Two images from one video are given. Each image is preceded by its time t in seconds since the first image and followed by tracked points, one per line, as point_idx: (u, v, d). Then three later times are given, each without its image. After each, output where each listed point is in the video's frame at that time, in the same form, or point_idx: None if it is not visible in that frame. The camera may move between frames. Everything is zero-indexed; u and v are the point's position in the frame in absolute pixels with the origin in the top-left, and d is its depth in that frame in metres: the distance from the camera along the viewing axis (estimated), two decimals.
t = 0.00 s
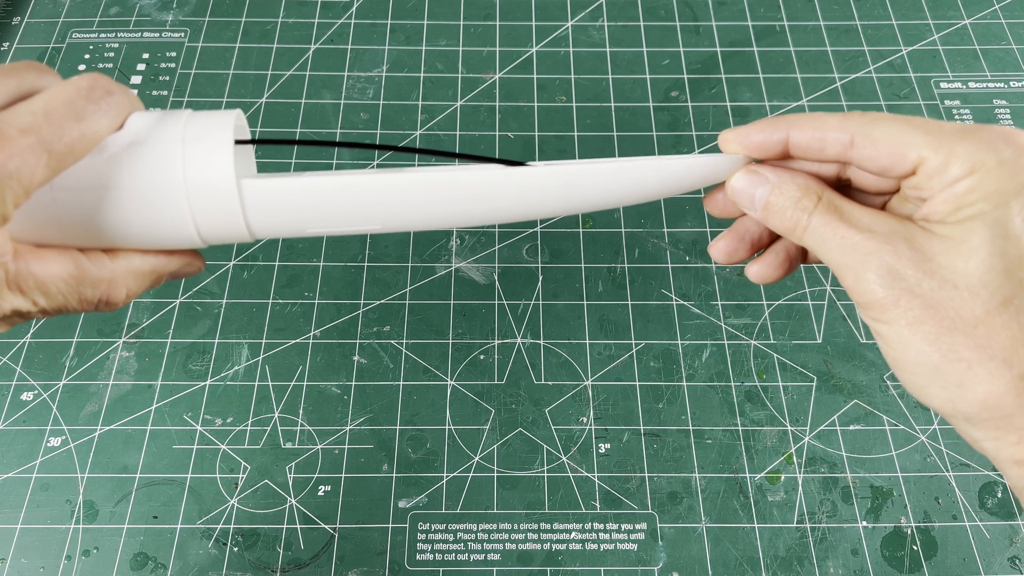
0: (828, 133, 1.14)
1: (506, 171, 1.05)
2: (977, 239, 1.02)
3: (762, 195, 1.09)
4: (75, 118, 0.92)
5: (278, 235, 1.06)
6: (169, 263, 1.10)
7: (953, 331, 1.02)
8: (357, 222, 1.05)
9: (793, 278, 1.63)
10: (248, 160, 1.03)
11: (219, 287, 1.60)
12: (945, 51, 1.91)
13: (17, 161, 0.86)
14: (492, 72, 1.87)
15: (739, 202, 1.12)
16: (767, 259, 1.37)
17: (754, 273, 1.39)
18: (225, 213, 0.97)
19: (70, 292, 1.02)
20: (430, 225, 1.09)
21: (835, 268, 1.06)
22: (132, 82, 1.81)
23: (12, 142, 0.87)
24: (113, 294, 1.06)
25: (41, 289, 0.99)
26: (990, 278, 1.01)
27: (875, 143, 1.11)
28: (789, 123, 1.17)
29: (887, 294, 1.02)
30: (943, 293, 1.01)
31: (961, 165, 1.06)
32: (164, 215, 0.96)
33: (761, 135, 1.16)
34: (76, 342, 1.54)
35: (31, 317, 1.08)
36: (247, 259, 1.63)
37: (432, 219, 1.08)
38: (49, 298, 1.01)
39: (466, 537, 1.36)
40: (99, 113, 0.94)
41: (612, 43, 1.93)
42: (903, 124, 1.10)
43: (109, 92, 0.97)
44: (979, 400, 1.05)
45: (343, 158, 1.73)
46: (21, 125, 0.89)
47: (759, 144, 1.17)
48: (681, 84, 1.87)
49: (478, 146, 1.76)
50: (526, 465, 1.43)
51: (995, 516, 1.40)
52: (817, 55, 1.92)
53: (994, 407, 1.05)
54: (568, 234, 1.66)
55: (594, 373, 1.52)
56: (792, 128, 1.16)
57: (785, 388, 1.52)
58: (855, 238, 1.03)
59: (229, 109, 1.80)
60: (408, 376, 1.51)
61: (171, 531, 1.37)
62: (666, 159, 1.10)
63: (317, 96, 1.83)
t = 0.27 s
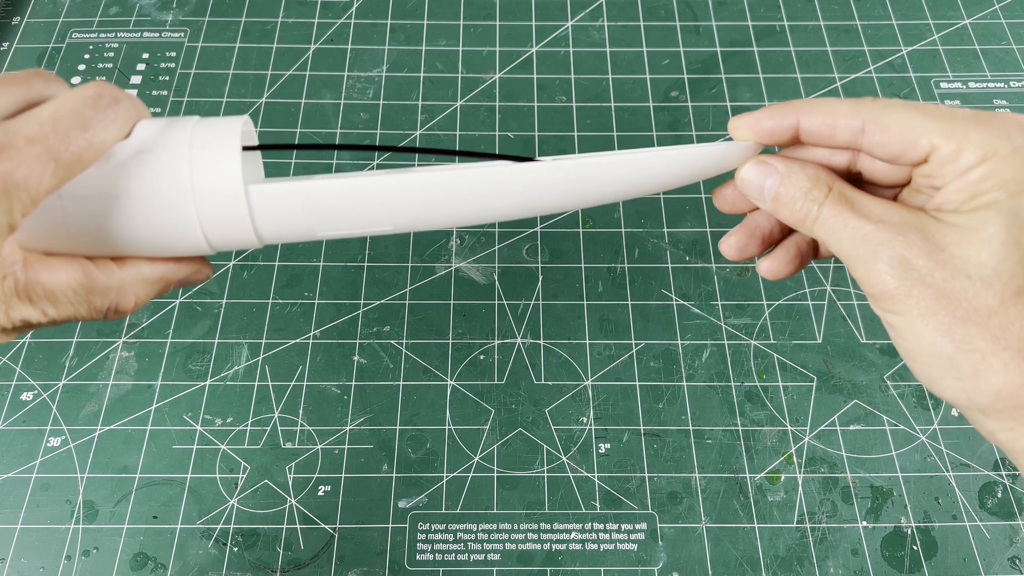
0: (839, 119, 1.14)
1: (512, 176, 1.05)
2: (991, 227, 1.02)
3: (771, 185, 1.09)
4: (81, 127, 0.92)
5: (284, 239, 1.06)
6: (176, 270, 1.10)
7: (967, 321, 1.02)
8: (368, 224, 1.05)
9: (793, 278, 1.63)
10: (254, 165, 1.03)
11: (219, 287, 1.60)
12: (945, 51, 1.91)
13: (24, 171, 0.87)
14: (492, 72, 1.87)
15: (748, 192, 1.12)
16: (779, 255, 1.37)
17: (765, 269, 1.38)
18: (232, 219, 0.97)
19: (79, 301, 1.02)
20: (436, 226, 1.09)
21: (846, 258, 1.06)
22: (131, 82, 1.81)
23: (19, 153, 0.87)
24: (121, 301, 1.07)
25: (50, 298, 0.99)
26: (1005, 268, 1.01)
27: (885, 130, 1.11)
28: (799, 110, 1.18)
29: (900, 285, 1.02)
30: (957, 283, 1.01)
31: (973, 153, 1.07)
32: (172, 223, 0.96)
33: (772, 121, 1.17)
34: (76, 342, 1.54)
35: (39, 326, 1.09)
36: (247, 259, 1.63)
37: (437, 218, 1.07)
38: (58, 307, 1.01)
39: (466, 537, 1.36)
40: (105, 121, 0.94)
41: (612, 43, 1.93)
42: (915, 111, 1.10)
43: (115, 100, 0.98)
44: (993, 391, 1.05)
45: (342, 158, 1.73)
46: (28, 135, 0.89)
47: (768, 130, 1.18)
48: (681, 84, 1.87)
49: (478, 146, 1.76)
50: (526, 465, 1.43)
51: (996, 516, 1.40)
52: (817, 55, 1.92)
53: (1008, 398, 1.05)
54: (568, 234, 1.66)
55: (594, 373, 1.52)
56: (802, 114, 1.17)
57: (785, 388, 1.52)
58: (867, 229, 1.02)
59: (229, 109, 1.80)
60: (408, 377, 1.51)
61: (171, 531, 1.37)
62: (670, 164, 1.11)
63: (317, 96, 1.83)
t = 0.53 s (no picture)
0: (820, 133, 1.11)
1: (497, 167, 1.05)
2: (968, 251, 1.01)
3: (752, 214, 1.09)
4: (63, 116, 0.92)
5: (271, 230, 1.06)
6: (162, 261, 1.09)
7: (951, 344, 1.00)
8: (351, 215, 1.05)
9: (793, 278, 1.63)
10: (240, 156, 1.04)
11: (219, 287, 1.60)
12: (945, 51, 1.91)
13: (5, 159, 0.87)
14: (492, 72, 1.87)
15: (730, 222, 1.12)
16: (764, 277, 1.36)
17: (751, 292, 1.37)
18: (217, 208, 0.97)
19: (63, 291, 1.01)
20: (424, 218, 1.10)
21: (829, 285, 1.05)
22: (131, 82, 1.81)
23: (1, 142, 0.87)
24: (106, 293, 1.06)
25: (33, 288, 0.98)
26: (985, 290, 1.00)
27: (862, 150, 1.09)
28: (781, 116, 1.14)
29: (882, 311, 1.01)
30: (938, 308, 1.00)
31: (949, 174, 1.05)
32: (156, 212, 0.95)
33: (755, 124, 1.14)
34: (76, 342, 1.54)
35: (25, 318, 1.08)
36: (247, 259, 1.63)
37: (422, 211, 1.08)
38: (43, 298, 1.01)
39: (466, 537, 1.36)
40: (88, 111, 0.94)
41: (612, 43, 1.93)
42: (892, 130, 1.07)
43: (99, 90, 0.98)
44: (980, 412, 1.04)
45: (343, 158, 1.73)
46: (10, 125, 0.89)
47: (751, 132, 1.14)
48: (681, 84, 1.87)
49: (478, 146, 1.76)
50: (526, 465, 1.43)
51: (996, 516, 1.40)
52: (817, 56, 1.92)
53: (995, 419, 1.04)
54: (568, 234, 1.66)
55: (594, 373, 1.52)
56: (783, 121, 1.14)
57: (785, 388, 1.52)
58: (847, 257, 1.02)
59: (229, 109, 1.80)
60: (408, 376, 1.51)
61: (171, 531, 1.37)
62: (657, 154, 1.10)
63: (317, 96, 1.83)
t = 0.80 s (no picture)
0: (812, 134, 1.10)
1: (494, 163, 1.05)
2: (959, 253, 1.01)
3: (746, 216, 1.10)
4: (62, 112, 0.92)
5: (269, 226, 1.06)
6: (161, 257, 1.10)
7: (940, 345, 0.99)
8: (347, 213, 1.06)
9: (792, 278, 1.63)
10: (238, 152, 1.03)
11: (219, 287, 1.60)
12: (945, 51, 1.91)
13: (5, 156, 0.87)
14: (492, 72, 1.87)
15: (726, 224, 1.13)
16: (756, 278, 1.36)
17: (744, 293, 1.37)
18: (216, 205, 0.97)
19: (62, 287, 1.01)
20: (423, 215, 1.10)
21: (820, 286, 1.05)
22: (131, 82, 1.81)
23: None
24: (105, 289, 1.06)
25: (33, 284, 0.98)
26: (974, 292, 0.99)
27: (854, 152, 1.08)
28: (775, 117, 1.14)
29: (872, 313, 1.00)
30: (928, 309, 0.99)
31: (939, 177, 1.04)
32: (157, 209, 0.96)
33: (750, 125, 1.13)
34: (76, 342, 1.54)
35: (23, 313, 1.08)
36: (247, 259, 1.63)
37: (422, 208, 1.08)
38: (42, 294, 1.01)
39: (466, 537, 1.36)
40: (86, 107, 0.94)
41: (612, 43, 1.93)
42: (884, 133, 1.06)
43: (96, 85, 0.98)
44: (968, 413, 1.03)
45: (343, 158, 1.73)
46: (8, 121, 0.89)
47: (746, 132, 1.14)
48: (681, 84, 1.87)
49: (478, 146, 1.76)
50: (526, 465, 1.43)
51: (995, 516, 1.40)
52: (817, 56, 1.92)
53: (983, 420, 1.03)
54: (568, 234, 1.66)
55: (594, 373, 1.52)
56: (778, 121, 1.13)
57: (785, 388, 1.52)
58: (838, 259, 1.02)
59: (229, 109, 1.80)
60: (409, 376, 1.51)
61: (171, 531, 1.37)
62: (655, 150, 1.11)
63: (317, 96, 1.83)
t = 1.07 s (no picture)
0: (812, 131, 1.10)
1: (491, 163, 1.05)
2: (960, 248, 1.01)
3: (744, 213, 1.09)
4: (61, 112, 0.92)
5: (269, 226, 1.06)
6: (160, 256, 1.09)
7: (941, 340, 1.00)
8: (345, 212, 1.05)
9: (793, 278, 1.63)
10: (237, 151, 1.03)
11: (219, 288, 1.60)
12: (946, 51, 1.91)
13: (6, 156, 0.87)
14: (492, 72, 1.87)
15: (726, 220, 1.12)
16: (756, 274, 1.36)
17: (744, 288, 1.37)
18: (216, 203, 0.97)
19: (62, 286, 1.01)
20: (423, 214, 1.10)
21: (821, 282, 1.05)
22: (131, 82, 1.81)
23: None
24: (105, 288, 1.06)
25: (34, 284, 0.99)
26: (975, 287, 0.99)
27: (853, 149, 1.08)
28: (774, 115, 1.14)
29: (873, 307, 1.00)
30: (929, 304, 0.99)
31: (939, 171, 1.04)
32: (157, 208, 0.96)
33: (748, 124, 1.13)
34: (76, 342, 1.54)
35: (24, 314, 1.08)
36: (247, 259, 1.63)
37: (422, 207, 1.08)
38: (42, 293, 1.01)
39: (466, 537, 1.36)
40: (85, 107, 0.95)
41: (612, 43, 1.93)
42: (884, 129, 1.06)
43: (95, 85, 0.98)
44: (969, 408, 1.03)
45: (343, 158, 1.73)
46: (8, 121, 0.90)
47: (745, 132, 1.14)
48: (681, 84, 1.87)
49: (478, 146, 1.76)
50: (526, 465, 1.43)
51: (995, 516, 1.40)
52: (817, 56, 1.92)
53: (984, 415, 1.03)
54: (568, 234, 1.66)
55: (594, 373, 1.52)
56: (777, 120, 1.13)
57: (785, 388, 1.52)
58: (839, 254, 1.01)
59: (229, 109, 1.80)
60: (408, 377, 1.51)
61: (171, 531, 1.37)
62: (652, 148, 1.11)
63: (317, 96, 1.83)
